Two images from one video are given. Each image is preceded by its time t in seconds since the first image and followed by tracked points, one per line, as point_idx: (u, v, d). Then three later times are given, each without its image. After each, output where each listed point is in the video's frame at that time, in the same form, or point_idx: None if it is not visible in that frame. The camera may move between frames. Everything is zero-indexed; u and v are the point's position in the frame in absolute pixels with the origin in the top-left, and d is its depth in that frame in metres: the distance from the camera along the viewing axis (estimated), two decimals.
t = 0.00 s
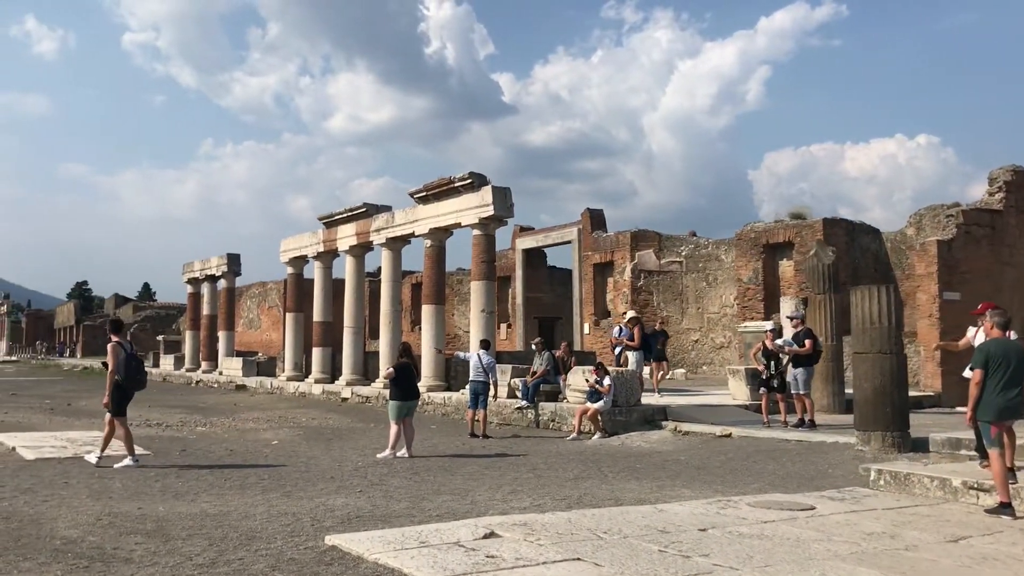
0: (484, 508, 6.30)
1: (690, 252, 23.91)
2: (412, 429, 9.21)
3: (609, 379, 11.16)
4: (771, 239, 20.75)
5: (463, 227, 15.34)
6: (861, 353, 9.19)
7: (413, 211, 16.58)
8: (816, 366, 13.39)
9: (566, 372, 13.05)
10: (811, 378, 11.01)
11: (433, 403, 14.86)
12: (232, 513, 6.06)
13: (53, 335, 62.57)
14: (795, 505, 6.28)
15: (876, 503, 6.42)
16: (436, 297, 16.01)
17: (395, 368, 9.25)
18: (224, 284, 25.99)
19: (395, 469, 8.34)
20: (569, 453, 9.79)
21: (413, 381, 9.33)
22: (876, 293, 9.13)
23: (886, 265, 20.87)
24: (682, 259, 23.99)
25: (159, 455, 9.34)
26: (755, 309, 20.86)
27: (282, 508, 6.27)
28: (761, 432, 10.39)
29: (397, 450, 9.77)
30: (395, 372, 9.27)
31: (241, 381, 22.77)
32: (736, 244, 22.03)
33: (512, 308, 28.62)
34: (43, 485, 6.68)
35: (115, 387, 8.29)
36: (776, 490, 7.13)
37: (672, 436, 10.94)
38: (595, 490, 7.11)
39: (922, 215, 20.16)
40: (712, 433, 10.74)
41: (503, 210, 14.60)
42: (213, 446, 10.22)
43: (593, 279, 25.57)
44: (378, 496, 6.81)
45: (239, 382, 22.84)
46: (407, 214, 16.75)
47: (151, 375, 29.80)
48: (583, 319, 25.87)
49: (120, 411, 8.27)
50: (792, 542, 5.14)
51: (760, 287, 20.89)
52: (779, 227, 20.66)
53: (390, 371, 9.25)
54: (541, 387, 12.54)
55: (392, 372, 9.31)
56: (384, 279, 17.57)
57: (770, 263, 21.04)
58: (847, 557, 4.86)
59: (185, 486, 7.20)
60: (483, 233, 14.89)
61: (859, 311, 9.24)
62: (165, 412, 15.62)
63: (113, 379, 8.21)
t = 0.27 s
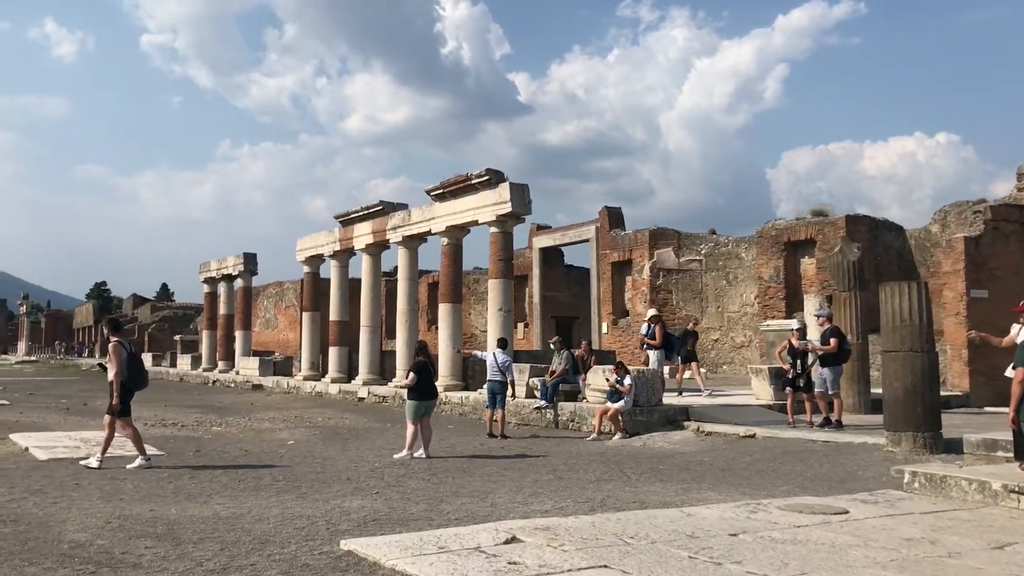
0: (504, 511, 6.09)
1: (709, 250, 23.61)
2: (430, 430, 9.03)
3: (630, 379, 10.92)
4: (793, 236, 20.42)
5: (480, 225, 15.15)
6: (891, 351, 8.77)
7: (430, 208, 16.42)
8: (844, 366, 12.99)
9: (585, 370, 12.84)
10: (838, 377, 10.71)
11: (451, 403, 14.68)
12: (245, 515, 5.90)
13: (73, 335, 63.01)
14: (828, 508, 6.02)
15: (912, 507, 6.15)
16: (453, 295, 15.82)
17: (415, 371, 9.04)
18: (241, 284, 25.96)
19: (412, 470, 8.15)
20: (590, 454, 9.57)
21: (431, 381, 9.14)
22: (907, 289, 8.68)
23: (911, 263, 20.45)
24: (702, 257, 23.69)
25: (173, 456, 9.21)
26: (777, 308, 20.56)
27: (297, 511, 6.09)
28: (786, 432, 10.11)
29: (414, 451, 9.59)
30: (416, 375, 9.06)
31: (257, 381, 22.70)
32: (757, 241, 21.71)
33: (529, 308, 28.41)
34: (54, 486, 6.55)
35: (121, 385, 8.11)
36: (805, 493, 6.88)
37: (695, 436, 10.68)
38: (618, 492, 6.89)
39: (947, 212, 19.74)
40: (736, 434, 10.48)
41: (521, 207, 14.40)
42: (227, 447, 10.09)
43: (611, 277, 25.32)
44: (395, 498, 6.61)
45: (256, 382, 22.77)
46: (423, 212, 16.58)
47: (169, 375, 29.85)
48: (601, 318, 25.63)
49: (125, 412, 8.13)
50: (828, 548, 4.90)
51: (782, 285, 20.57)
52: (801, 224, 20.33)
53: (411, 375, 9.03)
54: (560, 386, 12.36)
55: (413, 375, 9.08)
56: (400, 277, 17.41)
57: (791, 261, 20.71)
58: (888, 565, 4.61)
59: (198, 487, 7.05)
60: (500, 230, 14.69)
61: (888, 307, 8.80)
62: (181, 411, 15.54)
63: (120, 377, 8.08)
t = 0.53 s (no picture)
0: (517, 522, 5.86)
1: (725, 251, 23.30)
2: (442, 435, 8.80)
3: (645, 382, 10.67)
4: (811, 236, 20.10)
5: (493, 224, 14.94)
6: (916, 354, 8.37)
7: (442, 208, 16.22)
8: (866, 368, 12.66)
9: (600, 373, 12.60)
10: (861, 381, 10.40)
11: (463, 405, 14.48)
12: (249, 526, 5.71)
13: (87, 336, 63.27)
14: (856, 519, 5.74)
15: (943, 517, 5.86)
16: (465, 296, 15.61)
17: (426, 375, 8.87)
18: (252, 285, 25.87)
19: (423, 477, 7.94)
20: (605, 460, 9.33)
21: (443, 385, 8.94)
22: (934, 291, 8.27)
23: (931, 264, 19.92)
24: (718, 257, 23.38)
25: (179, 461, 9.05)
26: (795, 309, 20.22)
27: (302, 521, 5.89)
28: (807, 437, 9.83)
29: (425, 456, 9.38)
30: (428, 379, 8.89)
31: (269, 383, 22.57)
32: (773, 241, 21.39)
33: (542, 308, 28.18)
34: (55, 494, 6.39)
35: (108, 388, 7.96)
36: (830, 502, 6.61)
37: (712, 441, 10.42)
38: (636, 502, 6.64)
39: (968, 211, 19.29)
40: (755, 439, 10.20)
41: (535, 206, 14.18)
42: (235, 452, 9.92)
43: (625, 278, 25.04)
44: (404, 507, 6.40)
45: (267, 384, 22.65)
46: (435, 212, 16.38)
47: (181, 376, 29.83)
48: (615, 319, 25.40)
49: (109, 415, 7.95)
50: (859, 565, 4.63)
51: (799, 286, 20.24)
52: (819, 224, 20.00)
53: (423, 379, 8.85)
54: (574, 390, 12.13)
55: (425, 380, 8.90)
56: (412, 278, 17.21)
57: (809, 261, 20.38)
58: None
59: (203, 496, 6.88)
60: (513, 230, 14.47)
61: (913, 310, 8.42)
62: (191, 414, 15.41)
63: (108, 379, 7.94)
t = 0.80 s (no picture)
0: (525, 521, 5.67)
1: (735, 248, 23.06)
2: (448, 433, 8.63)
3: (655, 379, 10.47)
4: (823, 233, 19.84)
5: (500, 221, 14.76)
6: (933, 351, 8.03)
7: (448, 204, 16.04)
8: (878, 366, 12.39)
9: (609, 370, 12.40)
10: (875, 378, 10.15)
11: (470, 403, 14.32)
12: (248, 525, 5.55)
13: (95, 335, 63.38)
14: (876, 518, 5.51)
15: (965, 517, 5.63)
16: (472, 293, 15.45)
17: (431, 372, 8.66)
18: (258, 284, 25.76)
19: (427, 475, 7.76)
20: (614, 458, 9.14)
21: (449, 382, 8.76)
22: (952, 284, 7.94)
23: (943, 261, 19.48)
24: (727, 254, 23.14)
25: (180, 459, 8.92)
26: (805, 306, 19.98)
27: (303, 521, 5.72)
28: (820, 436, 9.61)
29: (430, 454, 9.21)
30: (433, 376, 8.68)
31: (275, 381, 22.44)
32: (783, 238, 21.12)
33: (550, 307, 27.99)
34: (50, 493, 6.25)
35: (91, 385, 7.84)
36: (847, 501, 6.39)
37: (723, 439, 10.21)
38: (647, 501, 6.44)
39: (982, 207, 19.04)
40: (767, 437, 9.99)
41: (542, 202, 13.98)
42: (237, 450, 9.79)
43: (633, 276, 24.83)
44: (408, 506, 6.22)
45: (273, 383, 22.52)
46: (442, 208, 16.21)
47: (188, 375, 29.78)
48: (623, 317, 25.21)
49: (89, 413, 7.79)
50: (882, 567, 4.42)
51: (810, 283, 19.98)
52: (830, 220, 19.74)
53: (428, 376, 8.64)
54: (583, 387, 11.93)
55: (430, 377, 8.69)
56: (418, 275, 17.04)
57: (820, 258, 20.13)
58: None
59: (203, 495, 6.73)
60: (521, 226, 14.29)
61: (930, 304, 8.09)
62: (195, 412, 15.29)
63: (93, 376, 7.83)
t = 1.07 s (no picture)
0: (525, 533, 5.46)
1: (740, 249, 22.83)
2: (448, 438, 8.44)
3: (660, 383, 10.25)
4: (829, 233, 19.60)
5: (502, 221, 14.57)
6: (946, 354, 7.77)
7: (450, 204, 15.84)
8: (886, 367, 12.14)
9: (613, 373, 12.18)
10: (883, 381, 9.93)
11: (471, 407, 14.12)
12: (240, 537, 5.37)
13: (98, 335, 63.31)
14: (891, 530, 5.30)
15: (983, 529, 5.40)
16: (474, 294, 15.24)
17: (430, 376, 8.45)
18: (259, 284, 25.60)
19: (426, 482, 7.56)
20: (618, 464, 8.93)
21: (449, 386, 8.57)
22: (965, 287, 7.69)
23: (952, 261, 19.23)
24: (732, 255, 22.92)
25: (174, 465, 8.74)
26: (812, 308, 19.74)
27: (296, 533, 5.52)
28: (829, 441, 9.39)
29: (430, 460, 9.01)
30: (433, 380, 8.47)
31: (275, 383, 22.26)
32: (789, 239, 20.89)
33: (553, 307, 27.78)
34: (36, 503, 6.06)
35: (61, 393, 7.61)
36: (859, 511, 6.17)
37: (730, 444, 9.99)
38: (652, 511, 6.23)
39: (990, 207, 18.80)
40: (775, 442, 9.76)
41: (545, 202, 13.76)
42: (234, 455, 9.61)
43: (637, 276, 24.60)
44: (405, 516, 6.03)
45: (274, 385, 22.35)
46: (443, 208, 16.01)
47: (189, 376, 29.64)
48: (627, 318, 25.00)
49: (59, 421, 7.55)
50: None
51: (816, 284, 19.75)
52: (836, 221, 19.51)
53: (427, 380, 8.43)
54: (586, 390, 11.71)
55: (429, 380, 8.48)
56: (419, 276, 16.83)
57: (826, 259, 19.89)
58: None
59: (195, 505, 6.54)
60: (523, 226, 14.08)
61: (943, 307, 7.83)
62: (194, 415, 15.13)
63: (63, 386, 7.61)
